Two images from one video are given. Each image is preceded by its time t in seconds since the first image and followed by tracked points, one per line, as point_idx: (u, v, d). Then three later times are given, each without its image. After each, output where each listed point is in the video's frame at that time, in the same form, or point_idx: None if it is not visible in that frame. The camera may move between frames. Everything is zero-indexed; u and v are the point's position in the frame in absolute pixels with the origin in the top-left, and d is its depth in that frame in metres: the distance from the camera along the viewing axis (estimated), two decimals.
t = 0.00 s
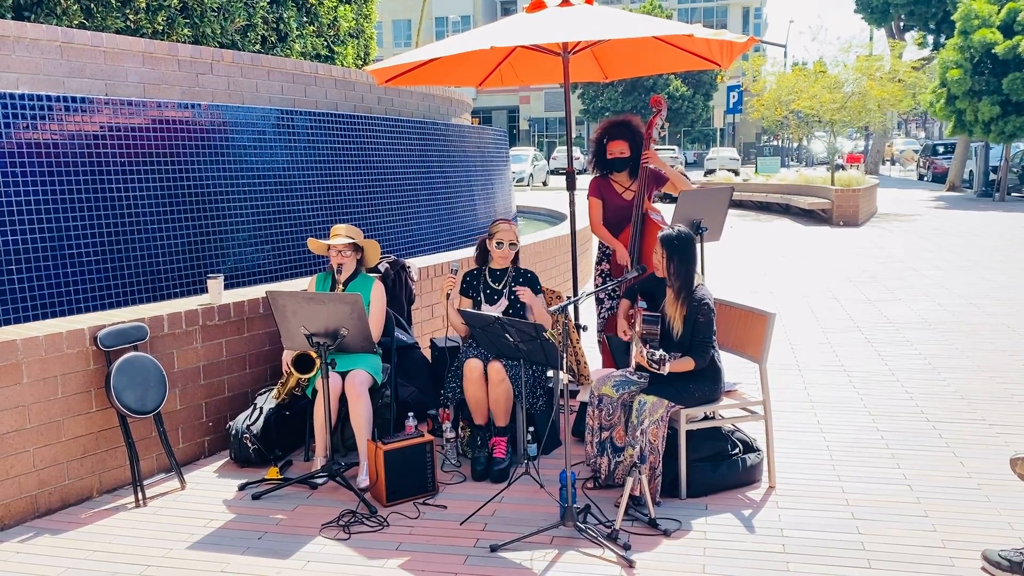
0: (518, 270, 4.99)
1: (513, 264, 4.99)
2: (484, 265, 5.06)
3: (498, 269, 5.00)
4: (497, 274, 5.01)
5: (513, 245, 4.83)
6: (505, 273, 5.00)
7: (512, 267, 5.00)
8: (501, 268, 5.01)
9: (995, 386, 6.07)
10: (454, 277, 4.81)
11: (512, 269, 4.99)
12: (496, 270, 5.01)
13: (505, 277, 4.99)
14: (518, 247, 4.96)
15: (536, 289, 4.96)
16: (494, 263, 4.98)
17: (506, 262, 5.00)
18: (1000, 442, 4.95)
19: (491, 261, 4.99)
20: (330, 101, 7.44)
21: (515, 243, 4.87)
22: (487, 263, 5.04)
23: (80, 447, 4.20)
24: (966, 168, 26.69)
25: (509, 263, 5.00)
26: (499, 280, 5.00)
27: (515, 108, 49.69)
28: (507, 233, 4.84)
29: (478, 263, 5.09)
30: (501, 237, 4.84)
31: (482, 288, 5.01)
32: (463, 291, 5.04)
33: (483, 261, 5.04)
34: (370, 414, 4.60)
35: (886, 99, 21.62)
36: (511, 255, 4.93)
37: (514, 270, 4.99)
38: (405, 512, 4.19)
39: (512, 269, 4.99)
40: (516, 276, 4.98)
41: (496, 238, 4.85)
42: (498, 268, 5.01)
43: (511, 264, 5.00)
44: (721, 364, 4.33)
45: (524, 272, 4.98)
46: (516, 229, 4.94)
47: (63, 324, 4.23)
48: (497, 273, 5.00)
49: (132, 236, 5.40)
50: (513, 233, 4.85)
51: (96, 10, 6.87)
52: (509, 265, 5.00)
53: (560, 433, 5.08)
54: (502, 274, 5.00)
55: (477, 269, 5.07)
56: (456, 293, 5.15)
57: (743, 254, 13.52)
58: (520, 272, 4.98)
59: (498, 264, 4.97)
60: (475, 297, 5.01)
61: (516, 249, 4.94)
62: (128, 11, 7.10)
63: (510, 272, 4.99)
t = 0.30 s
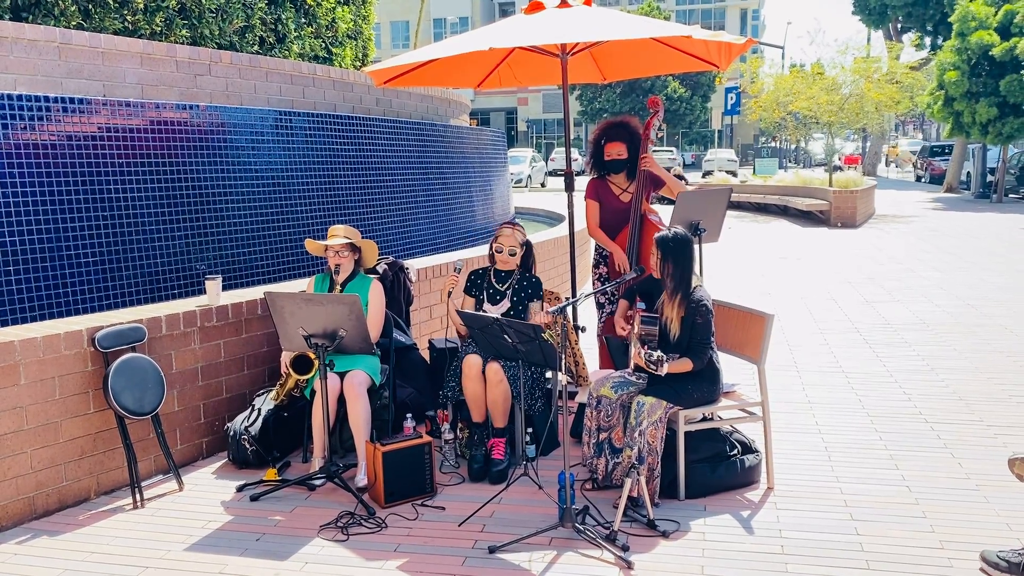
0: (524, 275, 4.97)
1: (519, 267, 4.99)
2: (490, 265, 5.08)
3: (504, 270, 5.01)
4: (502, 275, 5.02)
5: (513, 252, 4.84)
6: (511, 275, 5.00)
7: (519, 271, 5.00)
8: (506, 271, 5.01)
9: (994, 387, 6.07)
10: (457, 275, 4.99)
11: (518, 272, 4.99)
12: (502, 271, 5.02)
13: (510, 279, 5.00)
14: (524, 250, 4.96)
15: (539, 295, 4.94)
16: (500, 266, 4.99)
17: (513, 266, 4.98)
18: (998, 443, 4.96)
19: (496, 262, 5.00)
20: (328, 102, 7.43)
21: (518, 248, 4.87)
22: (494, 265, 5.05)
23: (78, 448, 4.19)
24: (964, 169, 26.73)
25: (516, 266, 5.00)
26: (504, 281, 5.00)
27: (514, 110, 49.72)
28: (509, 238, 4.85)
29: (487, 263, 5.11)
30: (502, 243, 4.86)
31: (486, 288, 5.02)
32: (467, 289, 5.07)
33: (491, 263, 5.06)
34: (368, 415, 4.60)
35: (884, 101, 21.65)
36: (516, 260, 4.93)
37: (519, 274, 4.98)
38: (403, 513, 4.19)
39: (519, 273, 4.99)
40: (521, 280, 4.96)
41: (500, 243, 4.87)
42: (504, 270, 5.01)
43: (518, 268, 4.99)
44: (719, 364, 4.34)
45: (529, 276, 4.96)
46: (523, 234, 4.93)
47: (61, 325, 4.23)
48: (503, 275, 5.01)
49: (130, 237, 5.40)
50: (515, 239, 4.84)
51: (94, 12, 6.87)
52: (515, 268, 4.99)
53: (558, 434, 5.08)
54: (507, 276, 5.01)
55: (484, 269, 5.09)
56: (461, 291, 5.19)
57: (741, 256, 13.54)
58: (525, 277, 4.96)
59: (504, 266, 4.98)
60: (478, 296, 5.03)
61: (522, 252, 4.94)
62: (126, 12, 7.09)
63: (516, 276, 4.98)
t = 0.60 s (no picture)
0: (524, 278, 4.96)
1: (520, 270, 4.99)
2: (491, 267, 5.06)
3: (504, 273, 5.00)
4: (502, 278, 5.00)
5: (509, 255, 4.83)
6: (511, 278, 4.99)
7: (519, 274, 4.99)
8: (506, 273, 5.00)
9: (989, 388, 6.09)
10: (457, 276, 4.87)
11: (518, 275, 4.99)
12: (502, 273, 5.01)
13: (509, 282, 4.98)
14: (524, 252, 4.95)
15: (538, 298, 4.96)
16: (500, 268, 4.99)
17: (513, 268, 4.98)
18: (993, 445, 4.97)
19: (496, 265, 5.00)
20: (324, 104, 7.44)
21: (514, 251, 4.87)
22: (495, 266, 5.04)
23: (73, 451, 4.18)
24: (959, 171, 26.79)
25: (516, 269, 4.99)
26: (504, 284, 4.99)
27: (510, 112, 49.75)
28: (507, 240, 4.84)
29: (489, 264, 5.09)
30: (501, 245, 4.86)
31: (485, 290, 5.01)
32: (465, 290, 5.05)
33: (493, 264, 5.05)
34: (364, 417, 4.59)
35: (879, 103, 21.71)
36: (515, 263, 4.93)
37: (520, 277, 4.98)
38: (399, 516, 4.18)
39: (519, 276, 4.98)
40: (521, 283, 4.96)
41: (498, 245, 4.87)
42: (505, 272, 5.00)
43: (518, 270, 4.99)
44: (715, 366, 4.33)
45: (529, 279, 4.97)
46: (523, 236, 4.91)
47: (56, 327, 4.22)
48: (503, 277, 4.99)
49: (126, 239, 5.39)
50: (513, 242, 4.83)
51: (90, 14, 6.86)
52: (515, 271, 4.99)
53: (555, 436, 5.08)
54: (507, 279, 5.00)
55: (485, 270, 5.08)
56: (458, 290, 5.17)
57: (737, 258, 13.56)
58: (525, 279, 4.97)
59: (504, 269, 4.97)
60: (476, 299, 5.01)
61: (521, 255, 4.93)
62: (121, 14, 7.09)
63: (516, 279, 4.97)
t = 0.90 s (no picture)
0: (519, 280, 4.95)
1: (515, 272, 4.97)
2: (486, 269, 5.06)
3: (499, 276, 4.99)
4: (497, 280, 5.00)
5: (502, 258, 4.82)
6: (506, 280, 4.98)
7: (514, 276, 4.97)
8: (501, 276, 5.00)
9: (984, 390, 6.10)
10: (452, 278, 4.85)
11: (513, 277, 4.97)
12: (497, 276, 5.00)
13: (505, 284, 4.98)
14: (517, 255, 4.91)
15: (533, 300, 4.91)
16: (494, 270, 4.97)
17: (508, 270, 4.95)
18: (988, 447, 4.98)
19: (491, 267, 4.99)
20: (319, 107, 7.43)
21: (507, 254, 4.85)
22: (489, 268, 5.02)
23: (68, 455, 4.17)
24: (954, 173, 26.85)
25: (511, 271, 4.97)
26: (499, 286, 4.98)
27: (506, 114, 49.78)
28: (500, 243, 4.82)
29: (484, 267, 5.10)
30: (494, 248, 4.84)
31: (480, 293, 5.02)
32: (461, 292, 5.06)
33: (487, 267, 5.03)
34: (359, 420, 4.59)
35: (874, 105, 21.77)
36: (509, 266, 4.90)
37: (515, 279, 4.97)
38: (395, 519, 4.18)
39: (513, 278, 4.97)
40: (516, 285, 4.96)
41: (492, 248, 4.86)
42: (500, 275, 4.99)
43: (513, 272, 4.96)
44: (710, 369, 4.35)
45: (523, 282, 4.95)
46: (515, 238, 4.87)
47: (50, 331, 4.20)
48: (498, 280, 4.99)
49: (121, 242, 5.38)
50: (506, 244, 4.82)
51: (84, 16, 6.86)
52: (510, 273, 4.97)
53: (550, 439, 5.09)
54: (502, 281, 4.99)
55: (480, 272, 5.08)
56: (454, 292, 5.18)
57: (732, 260, 13.58)
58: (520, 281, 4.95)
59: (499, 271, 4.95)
60: (471, 302, 5.02)
61: (514, 257, 4.90)
62: (116, 16, 7.08)
63: (511, 281, 4.97)
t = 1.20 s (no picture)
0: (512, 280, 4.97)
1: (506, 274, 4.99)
2: (477, 272, 5.06)
3: (491, 278, 4.99)
4: (489, 283, 5.00)
5: (494, 257, 4.78)
6: (498, 281, 4.99)
7: (506, 277, 4.99)
8: (493, 277, 5.00)
9: (979, 391, 6.12)
10: (444, 283, 4.87)
11: (505, 279, 4.99)
12: (489, 278, 5.00)
13: (497, 286, 4.99)
14: (509, 255, 4.91)
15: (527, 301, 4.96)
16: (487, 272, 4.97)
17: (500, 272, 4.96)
18: (983, 447, 5.00)
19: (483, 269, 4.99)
20: (315, 109, 7.43)
21: (499, 253, 4.81)
22: (481, 271, 5.02)
23: (62, 458, 4.16)
24: (948, 175, 26.94)
25: (503, 272, 4.98)
26: (492, 289, 4.99)
27: (501, 116, 49.84)
28: (491, 243, 4.78)
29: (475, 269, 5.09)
30: (486, 248, 4.80)
31: (473, 296, 5.01)
32: (454, 295, 5.06)
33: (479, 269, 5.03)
34: (355, 422, 4.59)
35: (868, 107, 21.84)
36: (500, 266, 4.88)
37: (507, 281, 4.99)
38: (391, 521, 4.17)
39: (506, 279, 4.99)
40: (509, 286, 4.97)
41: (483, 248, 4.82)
42: (492, 277, 5.00)
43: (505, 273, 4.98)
44: (706, 370, 4.35)
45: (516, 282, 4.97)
46: (507, 239, 4.85)
47: (44, 334, 4.19)
48: (490, 282, 5.00)
49: (116, 245, 5.37)
50: (497, 244, 4.78)
51: (79, 18, 6.87)
52: (502, 275, 4.98)
53: (546, 440, 5.10)
54: (495, 283, 5.00)
55: (472, 274, 5.07)
56: (447, 295, 5.17)
57: (728, 261, 13.61)
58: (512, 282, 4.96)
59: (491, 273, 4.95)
60: (465, 306, 5.02)
61: (506, 257, 4.88)
62: (111, 19, 7.07)
63: (503, 283, 4.98)
